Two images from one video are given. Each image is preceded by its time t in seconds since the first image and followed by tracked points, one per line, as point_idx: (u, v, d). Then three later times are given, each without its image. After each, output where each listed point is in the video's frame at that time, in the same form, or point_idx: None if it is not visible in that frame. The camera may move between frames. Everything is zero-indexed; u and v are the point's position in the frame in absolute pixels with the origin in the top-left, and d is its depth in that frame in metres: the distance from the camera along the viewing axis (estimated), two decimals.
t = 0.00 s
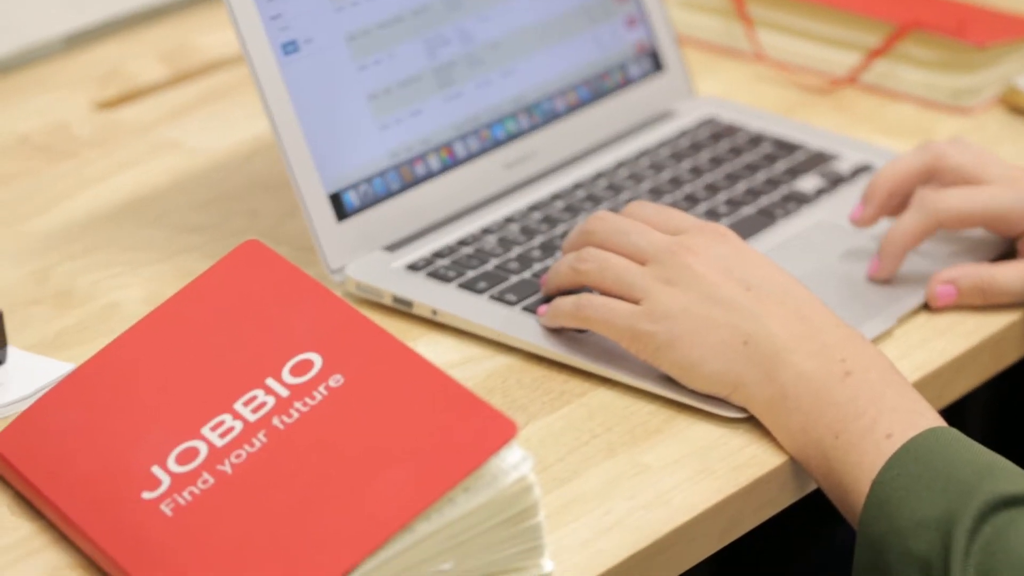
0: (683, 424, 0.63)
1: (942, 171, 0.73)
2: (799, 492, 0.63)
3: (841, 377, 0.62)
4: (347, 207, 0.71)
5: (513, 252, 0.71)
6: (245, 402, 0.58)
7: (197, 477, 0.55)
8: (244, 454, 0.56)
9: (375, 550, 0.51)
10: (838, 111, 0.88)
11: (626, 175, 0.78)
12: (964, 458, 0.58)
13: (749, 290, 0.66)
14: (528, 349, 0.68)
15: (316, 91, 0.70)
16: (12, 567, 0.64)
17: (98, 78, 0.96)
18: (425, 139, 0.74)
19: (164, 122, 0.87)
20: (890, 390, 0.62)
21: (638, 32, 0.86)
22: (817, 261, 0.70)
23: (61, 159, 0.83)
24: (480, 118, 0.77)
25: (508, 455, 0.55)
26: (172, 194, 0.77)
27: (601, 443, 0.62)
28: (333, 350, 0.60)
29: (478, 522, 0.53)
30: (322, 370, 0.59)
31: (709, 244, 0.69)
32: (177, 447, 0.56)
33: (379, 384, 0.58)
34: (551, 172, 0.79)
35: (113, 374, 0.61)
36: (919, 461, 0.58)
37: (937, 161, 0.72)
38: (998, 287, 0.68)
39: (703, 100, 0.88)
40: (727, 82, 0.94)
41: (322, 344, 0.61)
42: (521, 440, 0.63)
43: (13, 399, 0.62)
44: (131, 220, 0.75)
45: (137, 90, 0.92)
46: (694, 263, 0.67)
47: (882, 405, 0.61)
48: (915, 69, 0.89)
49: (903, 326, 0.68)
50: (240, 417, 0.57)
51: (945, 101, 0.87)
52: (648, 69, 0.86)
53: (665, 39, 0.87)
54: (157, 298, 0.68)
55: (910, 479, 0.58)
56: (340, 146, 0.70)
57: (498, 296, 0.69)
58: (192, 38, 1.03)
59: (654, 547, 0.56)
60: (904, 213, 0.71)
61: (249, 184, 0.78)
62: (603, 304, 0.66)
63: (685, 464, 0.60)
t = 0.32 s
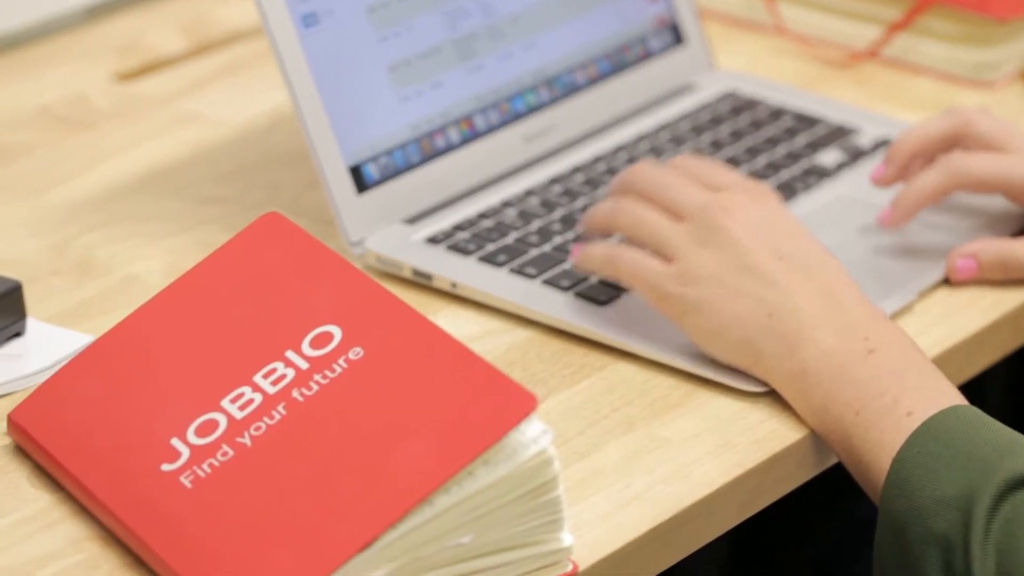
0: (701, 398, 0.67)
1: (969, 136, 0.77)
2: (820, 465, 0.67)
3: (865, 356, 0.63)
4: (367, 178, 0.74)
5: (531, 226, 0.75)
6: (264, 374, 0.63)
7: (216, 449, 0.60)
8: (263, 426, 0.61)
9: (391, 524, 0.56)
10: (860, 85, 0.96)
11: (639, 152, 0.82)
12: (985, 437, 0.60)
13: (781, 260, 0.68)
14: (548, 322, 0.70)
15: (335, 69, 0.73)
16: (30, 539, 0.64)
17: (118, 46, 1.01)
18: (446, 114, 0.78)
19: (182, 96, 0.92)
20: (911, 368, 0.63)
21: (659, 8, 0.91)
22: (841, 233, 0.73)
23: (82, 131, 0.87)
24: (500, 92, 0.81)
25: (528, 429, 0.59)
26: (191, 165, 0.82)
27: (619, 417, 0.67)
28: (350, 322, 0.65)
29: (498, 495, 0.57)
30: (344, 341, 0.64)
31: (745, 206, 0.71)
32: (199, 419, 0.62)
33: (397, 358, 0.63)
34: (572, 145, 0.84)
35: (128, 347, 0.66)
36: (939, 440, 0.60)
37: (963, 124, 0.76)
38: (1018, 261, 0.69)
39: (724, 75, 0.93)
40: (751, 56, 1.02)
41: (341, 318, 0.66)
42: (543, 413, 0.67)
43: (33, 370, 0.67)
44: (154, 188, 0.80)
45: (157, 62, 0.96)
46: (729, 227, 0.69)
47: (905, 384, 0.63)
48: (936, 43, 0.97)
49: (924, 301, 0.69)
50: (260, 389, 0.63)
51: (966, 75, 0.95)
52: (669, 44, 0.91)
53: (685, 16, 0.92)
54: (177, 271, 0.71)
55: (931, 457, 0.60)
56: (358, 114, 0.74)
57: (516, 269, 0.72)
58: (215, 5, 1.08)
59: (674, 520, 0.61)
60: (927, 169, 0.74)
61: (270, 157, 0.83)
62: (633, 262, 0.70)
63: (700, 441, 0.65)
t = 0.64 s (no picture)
0: (725, 377, 0.68)
1: (993, 118, 0.79)
2: (852, 441, 0.68)
3: (952, 395, 0.63)
4: (388, 158, 0.76)
5: (552, 207, 0.76)
6: (286, 354, 0.63)
7: (237, 428, 0.60)
8: (284, 405, 0.61)
9: (413, 504, 0.56)
10: (882, 65, 0.96)
11: (659, 134, 0.85)
12: None
13: (894, 284, 0.68)
14: (568, 302, 0.71)
15: (355, 48, 0.74)
16: (52, 517, 0.62)
17: (140, 26, 1.04)
18: (468, 94, 0.81)
19: (204, 75, 0.95)
20: (1002, 410, 0.63)
21: None
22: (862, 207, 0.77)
23: (101, 110, 0.90)
24: (522, 72, 0.84)
25: (549, 409, 0.60)
26: (212, 142, 0.85)
27: (640, 398, 0.67)
28: (373, 302, 0.65)
29: (517, 476, 0.57)
30: (365, 320, 0.64)
31: (885, 218, 0.72)
32: (220, 398, 0.61)
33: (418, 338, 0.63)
34: (593, 124, 0.86)
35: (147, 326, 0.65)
36: None
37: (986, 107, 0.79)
38: None
39: (747, 55, 0.96)
40: (773, 35, 1.02)
41: (362, 297, 0.66)
42: (563, 394, 0.67)
43: (52, 349, 0.68)
44: (175, 167, 0.82)
45: (180, 42, 1.00)
46: (859, 237, 0.71)
47: (995, 424, 0.62)
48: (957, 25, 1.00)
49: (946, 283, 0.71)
50: (281, 369, 0.62)
51: (987, 55, 0.96)
52: (692, 23, 0.94)
53: None
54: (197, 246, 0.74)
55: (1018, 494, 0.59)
56: (378, 93, 0.76)
57: (538, 249, 0.73)
58: None
59: (696, 501, 0.61)
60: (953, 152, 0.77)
61: (291, 133, 0.86)
62: (763, 251, 0.72)
63: (723, 418, 0.65)
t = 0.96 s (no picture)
0: (746, 359, 0.68)
1: (1014, 110, 0.79)
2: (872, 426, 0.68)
3: (974, 386, 0.63)
4: (407, 140, 0.77)
5: (573, 189, 0.77)
6: (306, 336, 0.63)
7: (257, 410, 0.60)
8: (304, 387, 0.61)
9: (433, 486, 0.55)
10: (904, 47, 0.96)
11: (679, 117, 0.86)
12: None
13: (920, 273, 0.68)
14: (588, 285, 0.71)
15: (377, 31, 0.76)
16: (72, 498, 0.62)
17: (161, 7, 1.06)
18: (489, 76, 0.82)
19: (224, 57, 0.96)
20: None
21: None
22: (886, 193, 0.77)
23: (122, 91, 0.92)
24: (542, 54, 0.85)
25: (569, 392, 0.60)
26: (232, 124, 0.87)
27: (660, 380, 0.67)
28: (393, 285, 0.65)
29: (536, 459, 0.57)
30: (384, 303, 0.64)
31: (918, 204, 0.72)
32: (240, 380, 0.61)
33: (438, 322, 0.63)
34: (614, 106, 0.87)
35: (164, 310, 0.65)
36: None
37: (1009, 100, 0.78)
38: None
39: (769, 38, 0.96)
40: (794, 18, 1.02)
41: (382, 280, 0.65)
42: (582, 375, 0.67)
43: (74, 329, 0.69)
44: (196, 148, 0.84)
45: (199, 23, 1.01)
46: (890, 223, 0.71)
47: (1015, 416, 0.62)
48: (981, 9, 1.02)
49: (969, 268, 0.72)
50: (301, 350, 0.62)
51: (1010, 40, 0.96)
52: (713, 5, 0.94)
53: None
54: (216, 228, 0.75)
55: None
56: (398, 75, 0.77)
57: (558, 232, 0.73)
58: None
59: (715, 485, 0.61)
60: (981, 163, 0.76)
61: (310, 114, 0.88)
62: (793, 233, 0.72)
63: (744, 400, 0.65)
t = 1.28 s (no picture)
0: (765, 344, 0.67)
1: None
2: (892, 410, 0.67)
3: (991, 365, 0.63)
4: (427, 123, 0.78)
5: (593, 173, 0.78)
6: (325, 319, 0.62)
7: (275, 393, 0.59)
8: (322, 370, 0.60)
9: (451, 470, 0.54)
10: (924, 30, 0.97)
11: (697, 101, 0.87)
12: None
13: (933, 254, 0.68)
14: (607, 270, 0.72)
15: (397, 16, 0.76)
16: (90, 483, 0.61)
17: None
18: (509, 59, 0.83)
19: (242, 39, 0.98)
20: None
21: None
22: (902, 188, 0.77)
23: (142, 74, 0.93)
24: (562, 38, 0.86)
25: (588, 374, 0.58)
26: (249, 110, 0.88)
27: (679, 364, 0.66)
28: (412, 269, 0.64)
29: (557, 444, 0.56)
30: (404, 287, 0.63)
31: (930, 188, 0.72)
32: (258, 363, 0.61)
33: (457, 305, 0.62)
34: (633, 90, 0.88)
35: (179, 294, 0.65)
36: None
37: None
38: None
39: (788, 22, 0.97)
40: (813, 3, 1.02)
41: (401, 263, 0.64)
42: (601, 359, 0.67)
43: (92, 313, 0.70)
44: (214, 133, 0.85)
45: (216, 7, 1.02)
46: (904, 207, 0.71)
47: None
48: None
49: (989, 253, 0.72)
50: (319, 334, 0.62)
51: None
52: None
53: None
54: (233, 213, 0.76)
55: None
56: (417, 60, 0.78)
57: (577, 216, 0.74)
58: None
59: (734, 470, 0.61)
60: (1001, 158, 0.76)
61: (326, 101, 0.89)
62: (810, 219, 0.72)
63: (763, 384, 0.65)
